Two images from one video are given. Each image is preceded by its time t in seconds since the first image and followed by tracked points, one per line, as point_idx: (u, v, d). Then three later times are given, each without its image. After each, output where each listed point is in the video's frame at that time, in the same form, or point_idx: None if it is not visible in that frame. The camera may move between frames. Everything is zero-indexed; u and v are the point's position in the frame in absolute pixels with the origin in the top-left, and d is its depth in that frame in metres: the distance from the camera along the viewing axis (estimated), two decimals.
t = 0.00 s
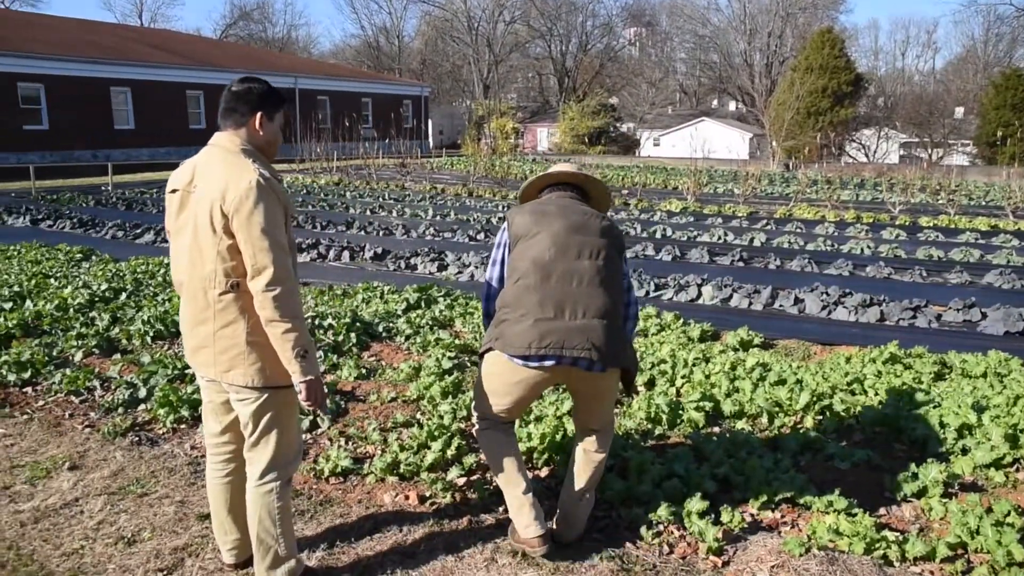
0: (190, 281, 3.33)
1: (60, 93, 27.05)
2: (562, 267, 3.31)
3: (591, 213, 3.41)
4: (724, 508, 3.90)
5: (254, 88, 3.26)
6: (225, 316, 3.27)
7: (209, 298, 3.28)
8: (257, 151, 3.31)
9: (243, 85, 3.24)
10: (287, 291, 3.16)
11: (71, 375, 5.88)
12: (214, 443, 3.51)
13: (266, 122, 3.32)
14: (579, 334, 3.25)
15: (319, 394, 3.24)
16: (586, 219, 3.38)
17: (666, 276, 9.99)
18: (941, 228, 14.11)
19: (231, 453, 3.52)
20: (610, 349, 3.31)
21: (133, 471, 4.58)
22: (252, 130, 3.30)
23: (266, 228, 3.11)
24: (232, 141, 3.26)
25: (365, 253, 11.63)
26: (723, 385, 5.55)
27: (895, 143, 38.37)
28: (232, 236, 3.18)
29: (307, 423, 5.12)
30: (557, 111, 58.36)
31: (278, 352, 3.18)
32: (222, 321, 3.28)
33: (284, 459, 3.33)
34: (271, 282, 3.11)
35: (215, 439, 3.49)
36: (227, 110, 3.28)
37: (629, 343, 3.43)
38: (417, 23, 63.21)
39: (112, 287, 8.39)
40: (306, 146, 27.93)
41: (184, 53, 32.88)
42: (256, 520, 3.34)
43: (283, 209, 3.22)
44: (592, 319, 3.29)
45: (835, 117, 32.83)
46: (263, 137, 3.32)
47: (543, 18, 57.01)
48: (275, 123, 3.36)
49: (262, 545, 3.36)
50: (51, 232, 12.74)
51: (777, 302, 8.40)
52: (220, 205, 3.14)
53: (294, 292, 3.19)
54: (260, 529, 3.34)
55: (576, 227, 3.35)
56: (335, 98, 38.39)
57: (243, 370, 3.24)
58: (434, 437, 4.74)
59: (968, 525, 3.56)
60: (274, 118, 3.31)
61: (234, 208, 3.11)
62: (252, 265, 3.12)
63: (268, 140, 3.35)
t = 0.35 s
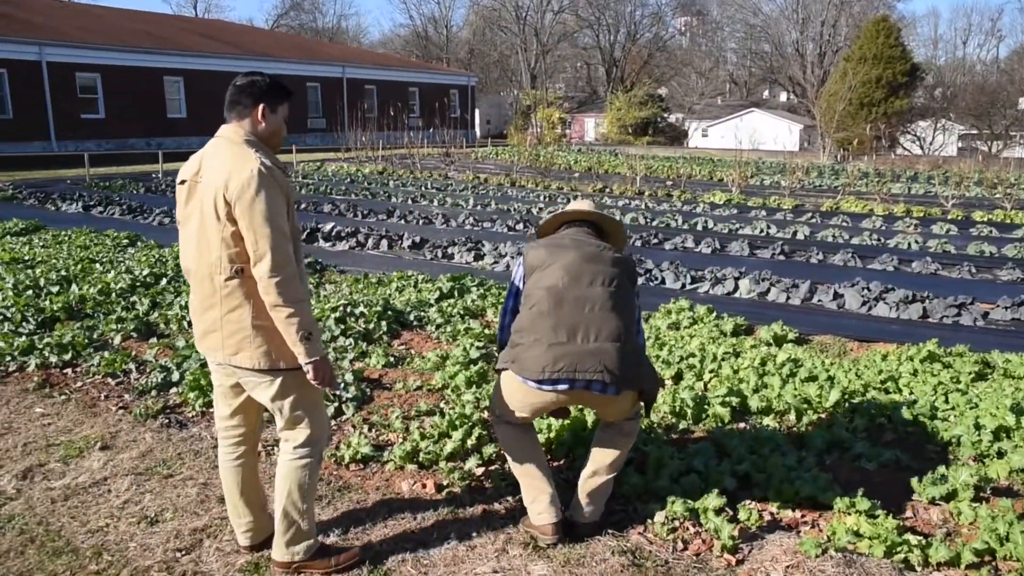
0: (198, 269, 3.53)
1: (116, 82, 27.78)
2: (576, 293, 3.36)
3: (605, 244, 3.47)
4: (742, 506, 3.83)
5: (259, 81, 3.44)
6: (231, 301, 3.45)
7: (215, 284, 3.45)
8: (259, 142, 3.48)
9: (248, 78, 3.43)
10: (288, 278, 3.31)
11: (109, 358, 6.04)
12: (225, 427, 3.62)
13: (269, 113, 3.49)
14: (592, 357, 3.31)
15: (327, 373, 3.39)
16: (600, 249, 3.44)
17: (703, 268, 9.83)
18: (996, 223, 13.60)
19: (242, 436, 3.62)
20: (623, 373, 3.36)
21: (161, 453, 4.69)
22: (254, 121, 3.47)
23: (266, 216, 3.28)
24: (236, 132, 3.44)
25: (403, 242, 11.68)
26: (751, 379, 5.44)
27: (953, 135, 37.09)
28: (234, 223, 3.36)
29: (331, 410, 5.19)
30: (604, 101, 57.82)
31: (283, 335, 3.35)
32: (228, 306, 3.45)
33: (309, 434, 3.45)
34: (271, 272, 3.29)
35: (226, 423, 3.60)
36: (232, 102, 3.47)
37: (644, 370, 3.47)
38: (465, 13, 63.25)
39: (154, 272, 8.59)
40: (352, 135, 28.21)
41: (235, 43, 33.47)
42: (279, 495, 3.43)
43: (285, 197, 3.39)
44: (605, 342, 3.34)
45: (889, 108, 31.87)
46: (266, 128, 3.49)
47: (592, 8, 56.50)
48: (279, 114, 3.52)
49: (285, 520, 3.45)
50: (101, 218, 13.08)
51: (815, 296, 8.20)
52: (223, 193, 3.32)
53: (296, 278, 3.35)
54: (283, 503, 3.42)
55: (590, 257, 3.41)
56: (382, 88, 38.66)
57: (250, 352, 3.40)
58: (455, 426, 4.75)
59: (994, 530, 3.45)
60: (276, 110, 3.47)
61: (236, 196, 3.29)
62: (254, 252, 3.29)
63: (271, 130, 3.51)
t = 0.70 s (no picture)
0: (208, 249, 3.63)
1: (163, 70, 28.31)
2: (583, 333, 3.40)
3: (612, 281, 3.49)
4: (756, 503, 3.74)
5: (264, 65, 3.59)
6: (240, 279, 3.54)
7: (226, 263, 3.56)
8: (266, 122, 3.64)
9: (254, 61, 3.59)
10: (296, 253, 3.42)
11: (138, 340, 6.17)
12: (234, 408, 3.67)
13: (275, 96, 3.65)
14: (598, 399, 3.35)
15: (333, 349, 3.47)
16: (607, 289, 3.46)
17: (737, 259, 9.63)
18: None
19: (251, 417, 3.67)
20: (628, 414, 3.39)
21: (181, 434, 4.77)
22: (260, 104, 3.63)
23: (274, 191, 3.40)
24: (244, 114, 3.60)
25: (435, 229, 11.66)
26: (776, 372, 5.32)
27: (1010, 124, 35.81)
28: (244, 201, 3.48)
29: (350, 395, 5.22)
30: (648, 89, 57.12)
31: (292, 311, 3.44)
32: (239, 284, 3.55)
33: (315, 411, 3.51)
34: (280, 248, 3.39)
35: (235, 404, 3.65)
36: (238, 85, 3.62)
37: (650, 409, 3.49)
38: None
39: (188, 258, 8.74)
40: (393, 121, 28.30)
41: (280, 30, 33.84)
42: (290, 471, 3.48)
43: (292, 174, 3.51)
44: (610, 383, 3.36)
45: (942, 96, 30.87)
46: (272, 110, 3.65)
47: None
48: (284, 98, 3.68)
49: (297, 497, 3.51)
50: (143, 203, 13.31)
51: (851, 289, 8.00)
52: (232, 174, 3.45)
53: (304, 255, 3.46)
54: (294, 478, 3.47)
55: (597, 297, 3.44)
56: (424, 75, 38.70)
57: (260, 330, 3.48)
58: (471, 414, 4.74)
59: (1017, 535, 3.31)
60: (282, 92, 3.63)
61: (245, 173, 3.41)
62: (264, 228, 3.42)
63: (277, 112, 3.67)
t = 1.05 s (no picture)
0: (213, 233, 3.62)
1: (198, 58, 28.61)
2: (582, 362, 3.30)
3: (614, 301, 3.35)
4: (763, 498, 3.65)
5: (270, 50, 3.59)
6: (247, 262, 3.53)
7: (233, 246, 3.56)
8: (272, 106, 3.63)
9: (260, 46, 3.59)
10: (304, 235, 3.43)
11: (158, 324, 6.24)
12: (239, 393, 3.68)
13: (280, 81, 3.65)
14: (598, 431, 3.29)
15: (342, 333, 3.48)
16: (608, 311, 3.32)
17: (763, 249, 9.46)
18: None
19: (256, 402, 3.68)
20: (626, 442, 3.34)
21: (193, 418, 4.81)
22: (266, 88, 3.62)
23: (282, 172, 3.40)
24: (249, 97, 3.59)
25: (459, 217, 11.62)
26: (794, 364, 5.20)
27: None
28: (252, 184, 3.47)
29: (362, 382, 5.22)
30: (683, 77, 56.43)
31: (302, 293, 3.45)
32: (245, 268, 3.55)
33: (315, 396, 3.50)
34: (288, 231, 3.40)
35: (240, 389, 3.66)
36: (243, 68, 3.62)
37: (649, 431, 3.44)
38: None
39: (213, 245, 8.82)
40: (423, 108, 28.31)
41: (313, 18, 33.97)
42: (293, 455, 3.48)
43: (299, 159, 3.50)
44: (610, 413, 3.29)
45: (985, 84, 30.01)
46: (278, 94, 3.64)
47: None
48: (288, 83, 3.67)
49: (299, 482, 3.51)
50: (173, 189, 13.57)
51: (878, 281, 7.81)
52: (239, 157, 3.44)
53: (314, 238, 3.47)
54: (297, 461, 3.47)
55: (597, 321, 3.31)
56: (456, 62, 38.61)
57: (266, 314, 3.48)
58: (481, 402, 4.71)
59: None
60: (286, 76, 3.62)
61: (253, 156, 3.40)
62: (272, 210, 3.42)
63: (283, 97, 3.67)
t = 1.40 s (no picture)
0: (216, 218, 3.53)
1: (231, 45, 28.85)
2: (576, 377, 3.27)
3: (608, 311, 3.28)
4: (767, 492, 3.58)
5: (274, 35, 3.48)
6: (251, 248, 3.45)
7: (236, 232, 3.47)
8: (276, 92, 3.54)
9: (264, 31, 3.48)
10: (309, 222, 3.36)
11: (175, 309, 6.30)
12: (243, 379, 3.62)
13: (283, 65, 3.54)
14: (592, 446, 3.29)
15: (347, 318, 3.43)
16: (601, 325, 3.26)
17: (788, 238, 9.28)
18: None
19: (260, 387, 3.63)
20: (622, 455, 3.34)
21: (203, 402, 4.84)
22: (269, 74, 3.52)
23: (287, 159, 3.31)
24: (253, 83, 3.50)
25: (482, 203, 11.57)
26: (810, 355, 5.08)
27: None
28: (256, 169, 3.38)
29: (372, 368, 5.22)
30: (718, 63, 55.55)
31: (307, 278, 3.39)
32: (248, 253, 3.46)
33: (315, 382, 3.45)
34: (294, 217, 3.33)
35: (243, 374, 3.61)
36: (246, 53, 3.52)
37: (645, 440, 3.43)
38: None
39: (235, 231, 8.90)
40: (453, 94, 28.27)
41: (345, 4, 34.02)
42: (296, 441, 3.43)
43: (303, 146, 3.42)
44: (603, 429, 3.28)
45: None
46: (281, 80, 3.54)
47: None
48: (293, 68, 3.57)
49: (299, 469, 3.47)
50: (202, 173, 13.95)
51: (905, 272, 7.61)
52: (244, 142, 3.36)
53: (319, 224, 3.40)
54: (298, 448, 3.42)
55: (590, 336, 3.26)
56: (487, 49, 38.44)
57: (271, 300, 3.41)
58: (488, 391, 4.67)
59: None
60: (290, 62, 3.52)
61: (258, 142, 3.31)
62: (277, 196, 3.34)
63: (287, 84, 3.57)
